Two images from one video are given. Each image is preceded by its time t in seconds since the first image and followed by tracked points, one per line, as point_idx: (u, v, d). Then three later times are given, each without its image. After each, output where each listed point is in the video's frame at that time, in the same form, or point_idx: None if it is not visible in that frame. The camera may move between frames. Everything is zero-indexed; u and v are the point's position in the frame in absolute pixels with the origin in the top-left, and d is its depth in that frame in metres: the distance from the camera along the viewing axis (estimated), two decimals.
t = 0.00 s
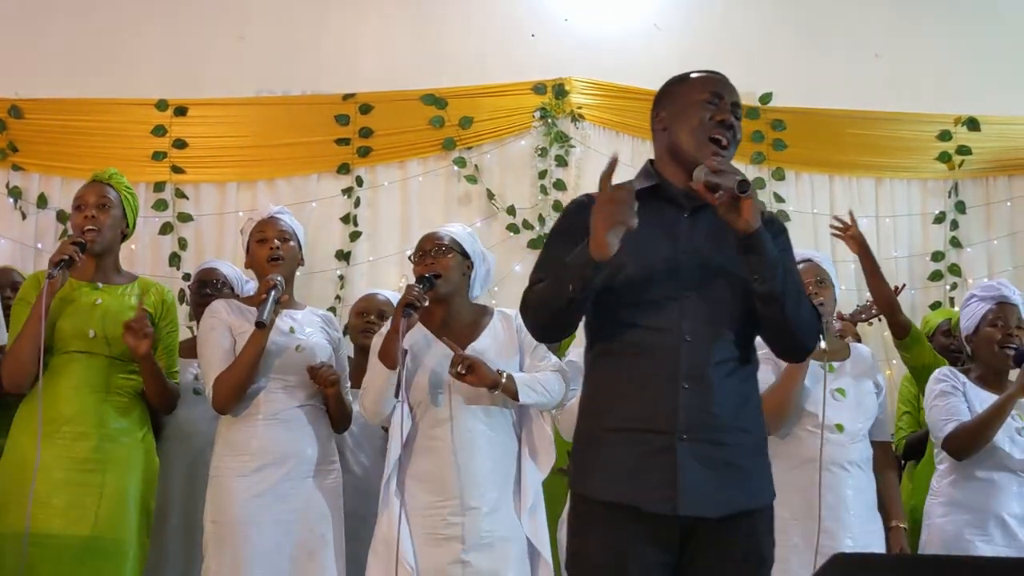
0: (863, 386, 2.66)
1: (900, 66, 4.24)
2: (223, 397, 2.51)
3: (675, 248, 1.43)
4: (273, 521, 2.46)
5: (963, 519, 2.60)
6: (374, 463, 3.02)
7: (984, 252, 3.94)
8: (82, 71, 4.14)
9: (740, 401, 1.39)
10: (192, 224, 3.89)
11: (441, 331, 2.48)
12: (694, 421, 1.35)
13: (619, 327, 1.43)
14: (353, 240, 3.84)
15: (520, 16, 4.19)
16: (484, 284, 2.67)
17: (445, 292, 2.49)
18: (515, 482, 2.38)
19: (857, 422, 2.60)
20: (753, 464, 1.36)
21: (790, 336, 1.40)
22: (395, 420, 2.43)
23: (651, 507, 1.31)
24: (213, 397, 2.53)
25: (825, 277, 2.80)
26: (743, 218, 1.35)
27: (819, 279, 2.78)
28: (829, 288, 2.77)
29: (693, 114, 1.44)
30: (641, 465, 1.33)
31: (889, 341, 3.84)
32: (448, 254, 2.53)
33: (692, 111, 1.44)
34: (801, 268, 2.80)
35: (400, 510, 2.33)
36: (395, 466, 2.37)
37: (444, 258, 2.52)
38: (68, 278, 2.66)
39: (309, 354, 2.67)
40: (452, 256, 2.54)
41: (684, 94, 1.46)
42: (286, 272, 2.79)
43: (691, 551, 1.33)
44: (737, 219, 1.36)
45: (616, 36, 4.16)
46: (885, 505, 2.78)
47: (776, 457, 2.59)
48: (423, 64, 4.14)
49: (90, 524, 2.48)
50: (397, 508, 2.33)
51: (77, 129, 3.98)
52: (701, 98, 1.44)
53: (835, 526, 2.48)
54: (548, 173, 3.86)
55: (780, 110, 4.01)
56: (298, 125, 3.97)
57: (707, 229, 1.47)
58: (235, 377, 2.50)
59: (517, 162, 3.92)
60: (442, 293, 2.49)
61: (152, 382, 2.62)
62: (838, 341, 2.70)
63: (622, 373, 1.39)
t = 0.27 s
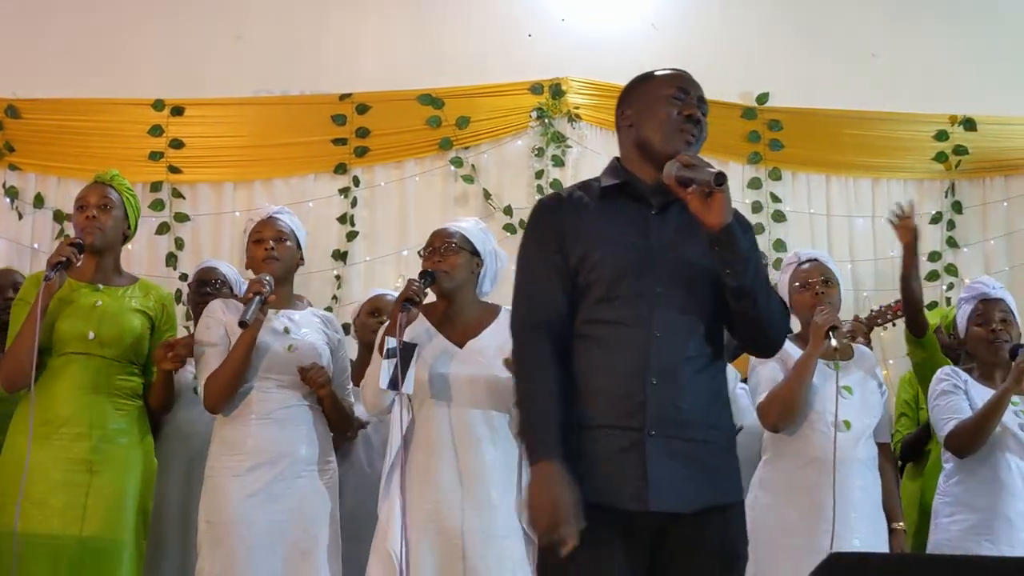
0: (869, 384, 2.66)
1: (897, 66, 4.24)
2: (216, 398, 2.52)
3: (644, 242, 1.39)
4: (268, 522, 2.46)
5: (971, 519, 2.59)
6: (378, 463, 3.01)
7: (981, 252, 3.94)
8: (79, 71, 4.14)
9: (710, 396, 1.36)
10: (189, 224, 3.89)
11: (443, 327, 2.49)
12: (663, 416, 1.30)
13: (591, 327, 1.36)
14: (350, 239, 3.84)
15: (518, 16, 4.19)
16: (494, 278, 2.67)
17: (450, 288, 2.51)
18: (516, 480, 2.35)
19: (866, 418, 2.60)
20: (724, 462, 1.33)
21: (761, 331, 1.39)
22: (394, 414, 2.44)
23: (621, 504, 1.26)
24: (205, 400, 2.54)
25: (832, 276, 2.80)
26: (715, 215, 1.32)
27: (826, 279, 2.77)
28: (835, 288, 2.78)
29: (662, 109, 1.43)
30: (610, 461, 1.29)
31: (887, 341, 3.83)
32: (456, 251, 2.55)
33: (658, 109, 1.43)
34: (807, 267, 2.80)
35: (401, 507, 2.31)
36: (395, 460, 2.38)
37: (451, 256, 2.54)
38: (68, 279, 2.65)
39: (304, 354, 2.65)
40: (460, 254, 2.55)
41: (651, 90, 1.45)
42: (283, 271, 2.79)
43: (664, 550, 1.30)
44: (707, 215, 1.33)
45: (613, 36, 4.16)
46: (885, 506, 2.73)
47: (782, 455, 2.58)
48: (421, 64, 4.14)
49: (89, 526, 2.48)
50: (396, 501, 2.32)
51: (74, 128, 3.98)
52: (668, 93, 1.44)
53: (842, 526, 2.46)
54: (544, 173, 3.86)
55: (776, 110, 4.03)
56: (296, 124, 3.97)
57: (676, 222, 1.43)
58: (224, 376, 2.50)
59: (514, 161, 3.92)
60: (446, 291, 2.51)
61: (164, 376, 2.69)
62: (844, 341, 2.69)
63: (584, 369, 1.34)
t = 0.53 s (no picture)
0: (876, 381, 2.65)
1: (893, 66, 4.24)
2: (203, 398, 2.55)
3: (610, 238, 1.40)
4: (261, 521, 2.47)
5: (972, 519, 2.59)
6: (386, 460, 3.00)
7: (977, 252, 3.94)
8: (74, 70, 4.14)
9: (685, 390, 1.37)
10: (185, 224, 3.89)
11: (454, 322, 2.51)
12: (638, 413, 1.32)
13: (558, 324, 1.38)
14: (346, 239, 3.84)
15: (514, 16, 4.19)
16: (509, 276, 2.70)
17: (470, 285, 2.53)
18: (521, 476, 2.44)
19: (872, 417, 2.60)
20: (696, 458, 1.34)
21: (730, 321, 1.40)
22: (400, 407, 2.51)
23: (599, 501, 1.28)
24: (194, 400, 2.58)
25: (840, 278, 2.79)
26: (685, 207, 1.34)
27: (836, 281, 2.76)
28: (843, 290, 2.77)
29: (619, 110, 1.45)
30: (589, 458, 1.30)
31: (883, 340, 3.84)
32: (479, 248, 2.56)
33: (619, 103, 1.45)
34: (816, 268, 2.79)
35: (403, 500, 2.40)
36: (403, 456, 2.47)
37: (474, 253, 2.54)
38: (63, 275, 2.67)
39: (290, 352, 2.63)
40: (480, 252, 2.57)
41: (610, 90, 1.47)
42: (276, 273, 2.77)
43: (641, 548, 1.31)
44: (677, 206, 1.34)
45: (610, 35, 4.16)
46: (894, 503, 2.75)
47: (794, 454, 2.57)
48: (417, 63, 4.14)
49: (86, 521, 2.48)
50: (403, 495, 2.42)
51: (69, 127, 3.98)
52: (625, 93, 1.45)
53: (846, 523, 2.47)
54: (541, 172, 3.86)
55: (772, 110, 4.03)
56: (291, 124, 3.97)
57: (644, 215, 1.43)
58: (211, 370, 2.55)
59: (510, 161, 3.92)
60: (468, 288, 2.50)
61: (157, 365, 2.64)
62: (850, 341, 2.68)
63: (557, 368, 1.35)
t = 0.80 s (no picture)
0: (876, 382, 2.64)
1: (888, 66, 4.24)
2: (192, 398, 2.60)
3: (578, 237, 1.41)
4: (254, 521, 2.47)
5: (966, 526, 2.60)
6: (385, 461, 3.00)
7: (972, 252, 3.95)
8: (68, 69, 4.13)
9: (656, 389, 1.37)
10: (180, 223, 3.89)
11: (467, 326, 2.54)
12: (600, 411, 1.32)
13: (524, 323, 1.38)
14: (342, 238, 3.84)
15: (511, 15, 4.19)
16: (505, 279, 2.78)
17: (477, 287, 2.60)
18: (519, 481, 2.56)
19: (867, 420, 2.58)
20: (661, 456, 1.34)
21: (703, 315, 1.38)
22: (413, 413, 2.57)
23: (559, 499, 1.30)
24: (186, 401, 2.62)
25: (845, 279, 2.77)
26: (647, 197, 1.34)
27: (837, 283, 2.76)
28: (845, 292, 2.76)
29: (580, 116, 1.45)
30: (551, 456, 1.32)
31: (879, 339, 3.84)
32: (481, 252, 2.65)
33: (581, 109, 1.45)
34: (819, 268, 2.79)
35: (408, 500, 2.50)
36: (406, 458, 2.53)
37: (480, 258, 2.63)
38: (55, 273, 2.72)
39: (275, 350, 2.64)
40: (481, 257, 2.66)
41: (572, 97, 1.47)
42: (269, 274, 2.77)
43: (608, 547, 1.32)
44: (642, 200, 1.35)
45: (605, 34, 4.17)
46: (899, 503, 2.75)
47: (792, 456, 2.58)
48: (413, 62, 4.14)
49: (80, 521, 2.47)
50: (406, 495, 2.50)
51: (63, 126, 3.97)
52: (586, 98, 1.45)
53: (835, 525, 2.46)
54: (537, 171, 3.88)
55: (769, 108, 4.01)
56: (286, 123, 3.97)
57: (615, 213, 1.44)
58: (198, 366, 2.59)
59: (506, 160, 3.93)
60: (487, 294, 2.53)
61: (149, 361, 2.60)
62: (852, 343, 2.68)
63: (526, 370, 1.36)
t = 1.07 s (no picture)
0: (868, 381, 2.64)
1: (883, 66, 4.25)
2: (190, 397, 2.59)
3: (566, 237, 1.43)
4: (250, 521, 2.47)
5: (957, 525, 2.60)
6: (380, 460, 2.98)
7: (968, 252, 3.95)
8: (64, 68, 4.13)
9: (643, 390, 1.38)
10: (176, 222, 3.88)
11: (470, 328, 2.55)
12: (590, 412, 1.33)
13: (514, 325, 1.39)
14: (338, 238, 3.84)
15: (507, 15, 4.19)
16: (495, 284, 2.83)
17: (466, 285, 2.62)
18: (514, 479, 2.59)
19: (860, 417, 2.58)
20: (656, 454, 1.35)
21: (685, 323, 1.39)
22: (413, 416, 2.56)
23: (553, 498, 1.28)
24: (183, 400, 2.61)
25: (839, 278, 2.77)
26: (631, 205, 1.35)
27: (830, 282, 2.75)
28: (839, 289, 2.75)
29: (565, 115, 1.44)
30: (543, 455, 1.31)
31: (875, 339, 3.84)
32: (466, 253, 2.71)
33: (565, 109, 1.45)
34: (813, 266, 2.79)
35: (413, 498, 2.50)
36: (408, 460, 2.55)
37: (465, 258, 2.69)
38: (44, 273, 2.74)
39: (269, 349, 2.64)
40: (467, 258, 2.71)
41: (556, 97, 1.47)
42: (267, 274, 2.77)
43: (601, 547, 1.31)
44: (626, 207, 1.35)
45: (601, 35, 4.17)
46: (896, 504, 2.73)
47: (783, 455, 2.58)
48: (409, 62, 4.14)
49: (75, 521, 2.47)
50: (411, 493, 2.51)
51: (59, 125, 3.97)
52: (571, 97, 1.45)
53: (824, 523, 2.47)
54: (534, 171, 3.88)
55: (764, 109, 4.03)
56: (282, 123, 3.97)
57: (601, 216, 1.46)
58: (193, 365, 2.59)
59: (502, 160, 3.93)
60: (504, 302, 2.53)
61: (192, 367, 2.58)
62: (846, 342, 2.69)
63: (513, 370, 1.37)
